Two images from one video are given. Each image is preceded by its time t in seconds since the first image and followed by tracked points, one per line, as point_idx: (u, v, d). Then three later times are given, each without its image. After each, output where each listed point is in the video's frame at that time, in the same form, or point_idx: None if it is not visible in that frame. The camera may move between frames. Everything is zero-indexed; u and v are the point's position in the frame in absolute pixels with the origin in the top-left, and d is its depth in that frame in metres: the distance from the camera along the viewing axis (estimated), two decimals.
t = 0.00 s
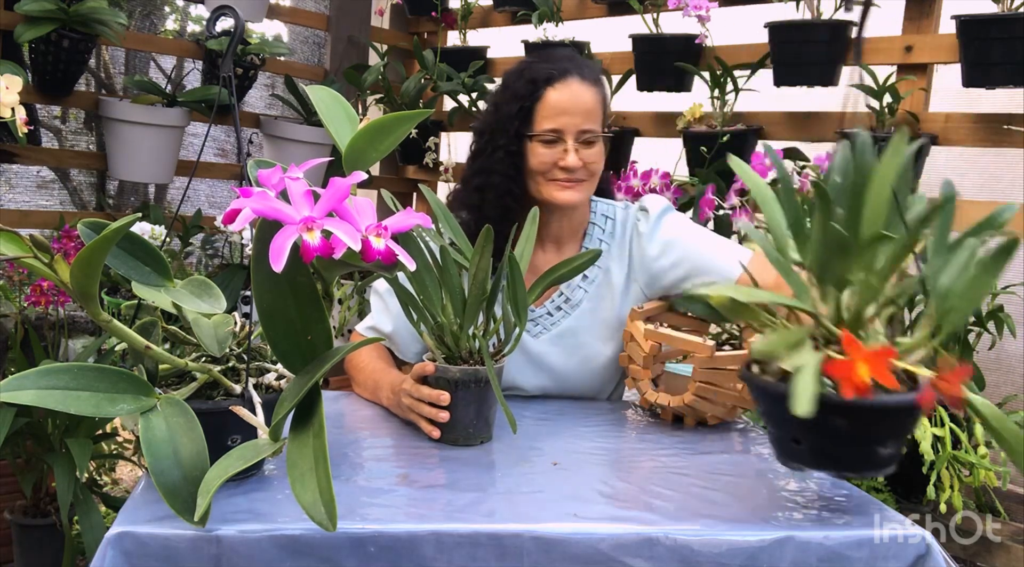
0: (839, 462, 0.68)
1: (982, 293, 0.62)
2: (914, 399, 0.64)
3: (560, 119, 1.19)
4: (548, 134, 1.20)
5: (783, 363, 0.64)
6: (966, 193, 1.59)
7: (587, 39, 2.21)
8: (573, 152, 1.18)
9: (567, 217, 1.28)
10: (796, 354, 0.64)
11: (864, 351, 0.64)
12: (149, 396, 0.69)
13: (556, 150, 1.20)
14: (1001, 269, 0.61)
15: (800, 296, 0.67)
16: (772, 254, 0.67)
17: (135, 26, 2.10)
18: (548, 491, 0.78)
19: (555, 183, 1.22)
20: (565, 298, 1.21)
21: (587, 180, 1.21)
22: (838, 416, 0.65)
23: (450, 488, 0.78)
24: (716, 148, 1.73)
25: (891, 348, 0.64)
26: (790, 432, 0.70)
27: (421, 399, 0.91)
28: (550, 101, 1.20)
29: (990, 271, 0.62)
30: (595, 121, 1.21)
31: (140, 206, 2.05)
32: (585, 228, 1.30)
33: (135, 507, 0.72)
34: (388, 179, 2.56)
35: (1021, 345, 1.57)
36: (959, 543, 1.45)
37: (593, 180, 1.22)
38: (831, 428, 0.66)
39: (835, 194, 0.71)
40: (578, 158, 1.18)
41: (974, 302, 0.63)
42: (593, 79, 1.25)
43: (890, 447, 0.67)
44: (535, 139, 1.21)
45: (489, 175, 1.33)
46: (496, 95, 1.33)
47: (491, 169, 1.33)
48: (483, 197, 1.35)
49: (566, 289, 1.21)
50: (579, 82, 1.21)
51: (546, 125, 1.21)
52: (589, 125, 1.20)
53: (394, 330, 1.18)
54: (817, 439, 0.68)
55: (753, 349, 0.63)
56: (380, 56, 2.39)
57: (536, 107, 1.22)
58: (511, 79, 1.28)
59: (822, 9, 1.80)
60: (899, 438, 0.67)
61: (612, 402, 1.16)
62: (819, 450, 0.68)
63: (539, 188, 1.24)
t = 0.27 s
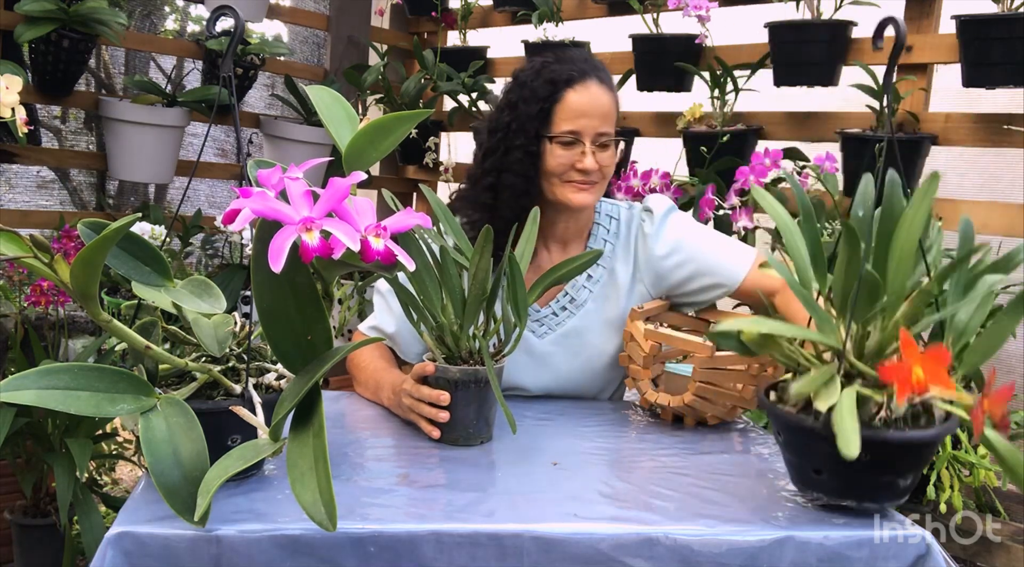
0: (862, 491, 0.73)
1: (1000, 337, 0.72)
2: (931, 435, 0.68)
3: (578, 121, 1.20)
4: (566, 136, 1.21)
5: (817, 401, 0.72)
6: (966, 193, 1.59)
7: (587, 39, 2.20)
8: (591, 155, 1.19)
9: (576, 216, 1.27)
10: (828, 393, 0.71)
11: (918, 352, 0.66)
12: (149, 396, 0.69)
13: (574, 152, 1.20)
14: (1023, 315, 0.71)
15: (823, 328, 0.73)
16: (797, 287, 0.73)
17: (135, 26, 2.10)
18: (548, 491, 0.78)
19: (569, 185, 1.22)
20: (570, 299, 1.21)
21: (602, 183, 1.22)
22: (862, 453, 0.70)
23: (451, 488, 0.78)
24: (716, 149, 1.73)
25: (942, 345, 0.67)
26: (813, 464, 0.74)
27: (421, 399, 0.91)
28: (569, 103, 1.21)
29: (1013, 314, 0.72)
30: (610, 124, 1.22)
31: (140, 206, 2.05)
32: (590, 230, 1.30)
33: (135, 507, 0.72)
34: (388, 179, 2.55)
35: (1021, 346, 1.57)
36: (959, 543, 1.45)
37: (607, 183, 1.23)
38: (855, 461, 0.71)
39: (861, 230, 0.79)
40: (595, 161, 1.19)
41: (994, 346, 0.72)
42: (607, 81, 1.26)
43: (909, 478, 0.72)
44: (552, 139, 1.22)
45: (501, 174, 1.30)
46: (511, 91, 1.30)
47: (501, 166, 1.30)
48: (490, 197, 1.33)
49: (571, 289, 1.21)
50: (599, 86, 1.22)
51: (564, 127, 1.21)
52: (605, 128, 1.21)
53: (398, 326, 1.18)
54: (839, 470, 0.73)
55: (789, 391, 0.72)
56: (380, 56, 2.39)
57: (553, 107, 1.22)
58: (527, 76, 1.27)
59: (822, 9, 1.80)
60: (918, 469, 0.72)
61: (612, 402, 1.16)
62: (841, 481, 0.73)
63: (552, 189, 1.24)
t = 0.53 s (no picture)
0: (854, 501, 0.74)
1: (990, 339, 0.72)
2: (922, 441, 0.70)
3: (590, 124, 1.19)
4: (576, 138, 1.19)
5: (807, 405, 0.74)
6: (966, 193, 1.59)
7: (587, 39, 2.20)
8: (601, 158, 1.18)
9: (582, 217, 1.27)
10: (818, 396, 0.73)
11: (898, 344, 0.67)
12: (149, 396, 0.69)
13: (583, 154, 1.19)
14: (1010, 315, 0.71)
15: (813, 334, 0.76)
16: (790, 296, 0.77)
17: (135, 26, 2.10)
18: (548, 491, 0.78)
19: (577, 186, 1.20)
20: (574, 299, 1.21)
21: (609, 186, 1.20)
22: (854, 457, 0.72)
23: (450, 488, 0.78)
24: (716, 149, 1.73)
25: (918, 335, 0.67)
26: (805, 473, 0.75)
27: (421, 399, 0.91)
28: (582, 104, 1.19)
29: (1000, 316, 0.71)
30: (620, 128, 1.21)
31: (140, 206, 2.05)
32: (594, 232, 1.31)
33: (135, 507, 0.72)
34: (388, 179, 2.55)
35: (1021, 346, 1.57)
36: (959, 543, 1.45)
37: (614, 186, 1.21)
38: (847, 467, 0.73)
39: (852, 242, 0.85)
40: (605, 163, 1.18)
41: (984, 350, 0.72)
42: (618, 85, 1.25)
43: (899, 486, 0.74)
44: (562, 141, 1.20)
45: (512, 173, 1.30)
46: (522, 90, 1.30)
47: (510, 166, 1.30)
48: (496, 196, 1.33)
49: (574, 290, 1.21)
50: (611, 89, 1.21)
51: (575, 128, 1.20)
52: (615, 132, 1.20)
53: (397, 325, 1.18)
54: (833, 477, 0.74)
55: (779, 393, 0.73)
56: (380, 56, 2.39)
57: (564, 108, 1.21)
58: (541, 76, 1.26)
59: (822, 9, 1.80)
60: (910, 477, 0.74)
61: (612, 402, 1.16)
62: (835, 490, 0.74)
63: (560, 191, 1.22)
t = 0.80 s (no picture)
0: (854, 500, 0.74)
1: (987, 338, 0.73)
2: (921, 440, 0.70)
3: (590, 123, 1.19)
4: (576, 137, 1.19)
5: (806, 401, 0.73)
6: (966, 193, 1.59)
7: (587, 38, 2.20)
8: (600, 158, 1.18)
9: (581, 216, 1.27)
10: (817, 392, 0.73)
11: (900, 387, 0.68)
12: (149, 396, 0.69)
13: (582, 153, 1.18)
14: (1009, 312, 0.71)
15: (812, 335, 0.76)
16: (789, 299, 0.77)
17: (135, 26, 2.10)
18: (548, 491, 0.78)
19: (575, 185, 1.20)
20: (575, 298, 1.21)
21: (607, 185, 1.20)
22: (852, 455, 0.72)
23: (450, 488, 0.78)
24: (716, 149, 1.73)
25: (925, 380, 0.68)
26: (804, 472, 0.75)
27: (421, 399, 0.91)
28: (582, 103, 1.19)
29: (999, 314, 0.72)
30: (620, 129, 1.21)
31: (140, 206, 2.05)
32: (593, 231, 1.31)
33: (135, 507, 0.72)
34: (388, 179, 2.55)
35: (1021, 346, 1.57)
36: (959, 543, 1.45)
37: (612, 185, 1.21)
38: (846, 465, 0.72)
39: (851, 243, 0.85)
40: (604, 163, 1.18)
41: (981, 348, 0.73)
42: (619, 86, 1.24)
43: (899, 486, 0.74)
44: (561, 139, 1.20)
45: (513, 171, 1.30)
46: (523, 89, 1.30)
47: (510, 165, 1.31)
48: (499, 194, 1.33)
49: (575, 288, 1.21)
50: (611, 88, 1.21)
51: (575, 127, 1.20)
52: (615, 132, 1.20)
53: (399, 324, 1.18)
54: (832, 476, 0.74)
55: (781, 387, 0.71)
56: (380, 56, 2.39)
57: (565, 108, 1.21)
58: (542, 75, 1.25)
59: (822, 9, 1.80)
60: (909, 476, 0.74)
61: (612, 402, 1.16)
62: (833, 489, 0.74)
63: (560, 190, 1.23)
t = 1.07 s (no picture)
0: (854, 500, 0.74)
1: (988, 338, 0.73)
2: (921, 440, 0.70)
3: (591, 124, 1.19)
4: (577, 138, 1.20)
5: (806, 401, 0.73)
6: (966, 193, 1.59)
7: (587, 39, 2.20)
8: (599, 159, 1.20)
9: (578, 212, 1.28)
10: (817, 392, 0.73)
11: (885, 352, 0.66)
12: (149, 396, 0.69)
13: (582, 154, 1.20)
14: (1008, 313, 0.71)
15: (813, 335, 0.76)
16: (790, 299, 0.77)
17: (135, 26, 2.10)
18: (548, 492, 0.78)
19: (574, 185, 1.22)
20: (570, 287, 1.24)
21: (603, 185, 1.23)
22: (853, 455, 0.72)
23: (450, 488, 0.78)
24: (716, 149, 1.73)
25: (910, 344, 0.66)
26: (804, 472, 0.75)
27: (420, 399, 0.91)
28: (584, 105, 1.20)
29: (999, 315, 0.72)
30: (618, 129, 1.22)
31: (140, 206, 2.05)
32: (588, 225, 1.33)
33: (135, 507, 0.72)
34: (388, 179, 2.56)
35: (1021, 346, 1.57)
36: (959, 543, 1.45)
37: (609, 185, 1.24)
38: (847, 466, 0.72)
39: (851, 242, 0.85)
40: (602, 163, 1.20)
41: (983, 348, 0.73)
42: (618, 86, 1.25)
43: (899, 486, 0.74)
44: (562, 138, 1.21)
45: (514, 166, 1.31)
46: (524, 85, 1.30)
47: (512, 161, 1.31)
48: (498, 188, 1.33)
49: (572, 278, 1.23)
50: (613, 90, 1.21)
51: (577, 128, 1.20)
52: (614, 134, 1.21)
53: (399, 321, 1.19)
54: (833, 476, 0.74)
55: (782, 387, 0.71)
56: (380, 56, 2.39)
57: (566, 107, 1.21)
58: (545, 74, 1.25)
59: (822, 9, 1.80)
60: (909, 476, 0.74)
61: (612, 402, 1.16)
62: (833, 489, 0.74)
63: (557, 188, 1.24)
